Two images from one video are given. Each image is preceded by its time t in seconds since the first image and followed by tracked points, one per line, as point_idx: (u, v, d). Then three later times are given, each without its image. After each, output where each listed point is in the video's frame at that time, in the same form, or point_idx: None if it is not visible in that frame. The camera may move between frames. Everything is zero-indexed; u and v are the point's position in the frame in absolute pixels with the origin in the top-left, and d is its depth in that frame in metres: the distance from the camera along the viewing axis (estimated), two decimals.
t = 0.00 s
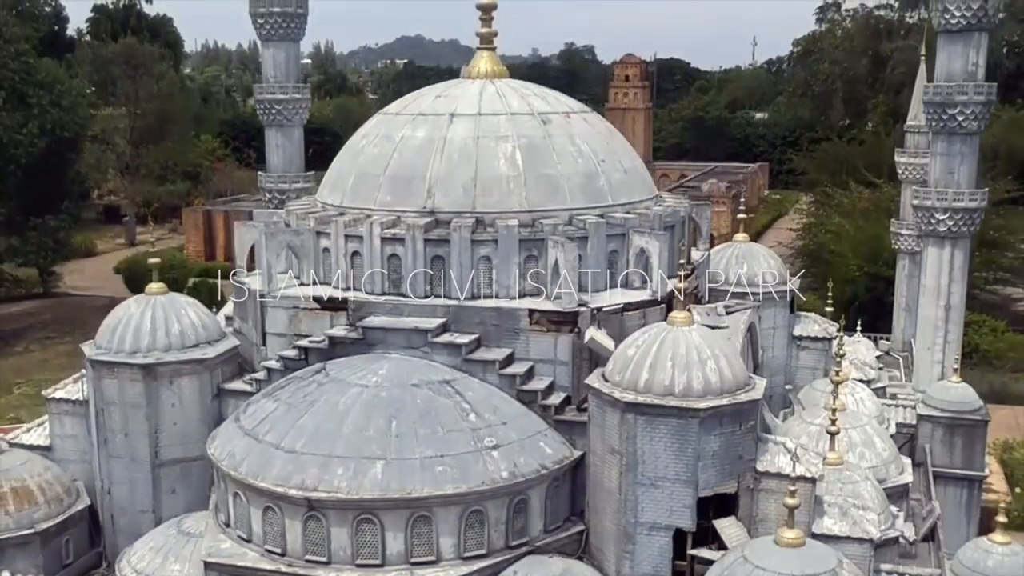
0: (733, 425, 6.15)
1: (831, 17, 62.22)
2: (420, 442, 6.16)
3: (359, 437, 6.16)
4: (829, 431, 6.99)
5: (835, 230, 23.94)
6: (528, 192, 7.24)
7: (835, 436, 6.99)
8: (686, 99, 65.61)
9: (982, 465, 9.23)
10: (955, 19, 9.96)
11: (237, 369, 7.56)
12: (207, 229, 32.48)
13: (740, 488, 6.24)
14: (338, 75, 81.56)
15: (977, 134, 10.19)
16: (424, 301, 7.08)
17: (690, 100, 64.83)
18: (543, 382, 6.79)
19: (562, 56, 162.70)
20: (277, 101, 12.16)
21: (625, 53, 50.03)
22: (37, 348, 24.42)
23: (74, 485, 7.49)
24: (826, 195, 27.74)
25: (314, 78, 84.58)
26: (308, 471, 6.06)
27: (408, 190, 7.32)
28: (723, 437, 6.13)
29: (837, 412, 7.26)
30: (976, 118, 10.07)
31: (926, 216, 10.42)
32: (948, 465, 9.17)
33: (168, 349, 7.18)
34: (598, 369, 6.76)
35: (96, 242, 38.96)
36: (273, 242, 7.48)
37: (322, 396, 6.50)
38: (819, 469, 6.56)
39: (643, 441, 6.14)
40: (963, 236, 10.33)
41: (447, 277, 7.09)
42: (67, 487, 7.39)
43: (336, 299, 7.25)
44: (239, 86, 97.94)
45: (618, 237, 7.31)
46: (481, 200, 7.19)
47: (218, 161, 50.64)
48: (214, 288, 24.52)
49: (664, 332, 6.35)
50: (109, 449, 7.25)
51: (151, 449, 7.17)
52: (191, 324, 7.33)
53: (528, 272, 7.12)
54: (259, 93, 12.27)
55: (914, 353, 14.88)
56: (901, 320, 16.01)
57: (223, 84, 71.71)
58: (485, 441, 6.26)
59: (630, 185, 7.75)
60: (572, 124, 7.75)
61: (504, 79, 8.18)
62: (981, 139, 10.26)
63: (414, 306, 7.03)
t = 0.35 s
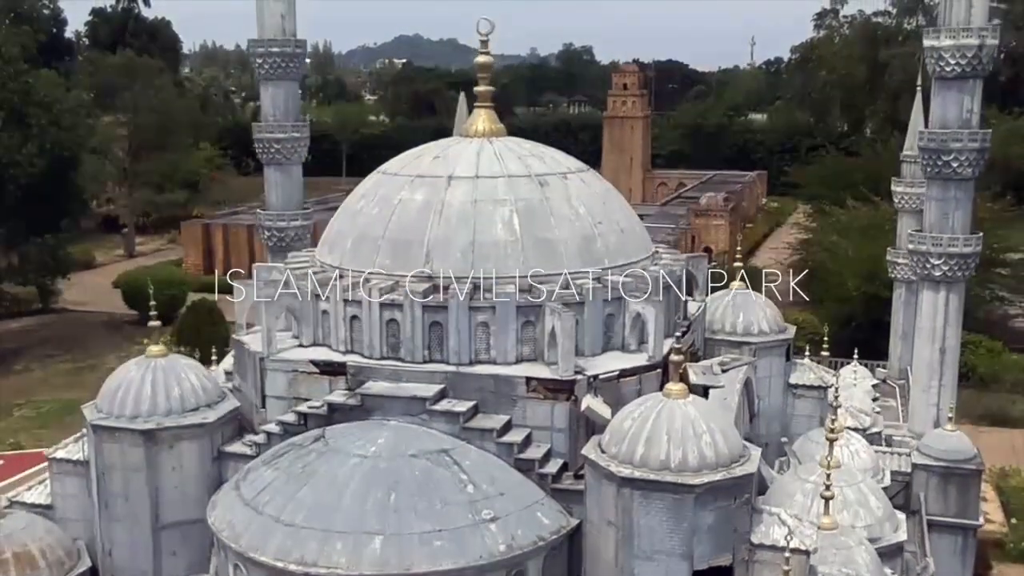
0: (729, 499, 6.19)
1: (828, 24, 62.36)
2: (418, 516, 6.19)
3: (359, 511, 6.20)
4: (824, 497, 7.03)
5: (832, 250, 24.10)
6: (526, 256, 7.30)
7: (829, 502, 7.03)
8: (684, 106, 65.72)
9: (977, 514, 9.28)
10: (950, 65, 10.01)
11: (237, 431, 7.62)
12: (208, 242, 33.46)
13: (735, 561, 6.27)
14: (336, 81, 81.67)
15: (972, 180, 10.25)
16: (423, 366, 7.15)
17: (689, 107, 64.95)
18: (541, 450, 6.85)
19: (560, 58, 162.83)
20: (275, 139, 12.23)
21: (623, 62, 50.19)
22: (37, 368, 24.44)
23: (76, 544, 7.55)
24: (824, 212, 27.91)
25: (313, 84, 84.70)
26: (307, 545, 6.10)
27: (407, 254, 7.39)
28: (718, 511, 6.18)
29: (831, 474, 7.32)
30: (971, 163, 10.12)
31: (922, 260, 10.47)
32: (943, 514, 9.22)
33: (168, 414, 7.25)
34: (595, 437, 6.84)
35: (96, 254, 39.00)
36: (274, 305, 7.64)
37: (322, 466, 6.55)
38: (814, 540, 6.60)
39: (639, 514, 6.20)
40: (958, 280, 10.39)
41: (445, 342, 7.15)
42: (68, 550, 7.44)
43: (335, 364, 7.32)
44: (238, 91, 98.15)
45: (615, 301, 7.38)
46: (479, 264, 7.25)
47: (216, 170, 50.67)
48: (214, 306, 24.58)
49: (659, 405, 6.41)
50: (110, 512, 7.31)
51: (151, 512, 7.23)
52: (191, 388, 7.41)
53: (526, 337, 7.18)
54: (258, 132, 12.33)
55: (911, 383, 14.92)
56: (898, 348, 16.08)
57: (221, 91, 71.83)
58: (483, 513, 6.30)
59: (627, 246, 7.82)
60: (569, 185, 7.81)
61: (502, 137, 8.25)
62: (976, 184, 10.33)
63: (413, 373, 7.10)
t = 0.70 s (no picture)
0: (726, 554, 6.25)
1: (827, 29, 62.43)
2: (417, 570, 6.11)
3: (357, 565, 6.14)
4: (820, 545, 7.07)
5: (831, 266, 24.12)
6: (526, 305, 7.37)
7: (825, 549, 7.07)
8: (683, 111, 65.81)
9: (972, 550, 9.38)
10: (946, 102, 10.08)
11: (239, 477, 7.68)
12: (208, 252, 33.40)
13: None
14: (335, 85, 81.71)
15: (969, 216, 10.31)
16: (423, 415, 7.20)
17: (688, 112, 65.03)
18: (539, 499, 6.90)
19: (559, 59, 162.88)
20: (275, 170, 12.28)
21: (623, 70, 50.29)
22: (36, 382, 24.47)
23: None
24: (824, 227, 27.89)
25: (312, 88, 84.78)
26: None
27: (407, 302, 7.45)
28: (715, 566, 6.22)
29: (827, 520, 7.37)
30: (967, 199, 10.18)
31: (919, 293, 10.53)
32: (938, 550, 9.28)
33: (170, 461, 7.31)
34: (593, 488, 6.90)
35: (95, 263, 39.04)
36: (275, 352, 7.53)
37: (321, 517, 6.53)
38: None
39: (637, 569, 6.25)
40: (955, 314, 10.46)
41: (445, 391, 7.20)
42: None
43: (335, 412, 7.37)
44: (238, 94, 98.27)
45: (613, 349, 7.43)
46: (478, 312, 7.32)
47: (215, 177, 50.67)
48: (214, 320, 24.62)
49: (656, 459, 6.45)
50: (112, 557, 7.36)
51: (152, 559, 7.28)
52: (192, 435, 7.47)
53: (525, 385, 7.24)
54: (258, 161, 12.37)
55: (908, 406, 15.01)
56: (894, 370, 16.11)
57: (220, 96, 71.85)
58: (483, 566, 6.18)
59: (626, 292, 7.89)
60: (568, 231, 7.87)
61: (502, 181, 8.31)
62: (973, 220, 10.38)
63: (413, 423, 7.15)
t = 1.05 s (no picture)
0: None
1: (826, 33, 62.56)
2: None
3: None
4: None
5: (830, 279, 24.18)
6: (526, 348, 7.42)
7: None
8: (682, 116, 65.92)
9: None
10: (944, 133, 10.14)
11: (240, 517, 7.75)
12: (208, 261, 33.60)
13: None
14: (334, 89, 81.75)
15: (967, 246, 10.36)
16: (424, 458, 7.25)
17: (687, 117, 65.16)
18: (540, 543, 6.95)
19: (559, 61, 162.99)
20: (275, 197, 12.34)
21: (622, 76, 50.39)
22: (36, 395, 24.49)
23: None
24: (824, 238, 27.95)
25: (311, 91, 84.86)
26: None
27: (409, 345, 7.50)
28: None
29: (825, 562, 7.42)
30: (966, 229, 10.23)
31: (918, 323, 10.59)
32: None
33: (173, 502, 7.36)
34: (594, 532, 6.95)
35: (95, 271, 39.08)
36: (278, 394, 7.57)
37: (322, 562, 6.49)
38: None
39: None
40: (953, 343, 10.51)
41: (446, 434, 7.25)
42: None
43: (338, 454, 7.43)
44: (237, 96, 98.25)
45: (613, 390, 7.48)
46: (479, 355, 7.37)
47: (215, 183, 50.70)
48: (214, 333, 24.65)
49: (656, 507, 6.51)
50: None
51: None
52: (196, 476, 7.53)
53: (526, 429, 7.29)
54: (259, 187, 12.45)
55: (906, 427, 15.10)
56: (893, 389, 16.16)
57: (219, 101, 71.84)
58: None
59: (625, 332, 7.94)
60: (569, 271, 7.92)
61: (503, 220, 8.37)
62: (971, 251, 10.43)
63: (415, 466, 7.19)
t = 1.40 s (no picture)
0: None
1: (826, 39, 62.77)
2: None
3: None
4: None
5: (830, 294, 24.28)
6: (528, 395, 7.47)
7: None
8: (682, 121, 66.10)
9: None
10: (942, 169, 10.19)
11: (243, 561, 7.85)
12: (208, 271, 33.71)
13: None
14: (334, 93, 81.89)
15: (965, 280, 10.43)
16: (426, 505, 7.30)
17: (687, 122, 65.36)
18: None
19: (559, 61, 163.09)
20: (278, 226, 12.40)
21: (622, 82, 50.54)
22: (37, 409, 24.53)
23: None
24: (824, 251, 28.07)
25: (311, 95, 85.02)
26: None
27: (410, 392, 7.56)
28: None
29: None
30: (963, 264, 10.28)
31: (916, 356, 10.64)
32: None
33: (177, 549, 7.48)
34: None
35: (95, 280, 39.13)
36: (280, 441, 7.61)
37: None
38: None
39: None
40: (952, 376, 10.57)
41: (448, 482, 7.31)
42: None
43: (340, 501, 7.49)
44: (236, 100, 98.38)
45: (613, 437, 7.55)
46: (481, 403, 7.42)
47: (215, 189, 50.81)
48: (214, 347, 24.70)
49: (656, 560, 6.56)
50: None
51: None
52: (199, 521, 7.65)
53: (527, 476, 7.34)
54: (260, 216, 12.51)
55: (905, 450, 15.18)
56: (892, 409, 16.24)
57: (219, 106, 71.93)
58: None
59: (625, 376, 8.00)
60: (569, 317, 7.99)
61: (505, 263, 8.45)
62: (968, 285, 10.50)
63: (416, 513, 7.25)
